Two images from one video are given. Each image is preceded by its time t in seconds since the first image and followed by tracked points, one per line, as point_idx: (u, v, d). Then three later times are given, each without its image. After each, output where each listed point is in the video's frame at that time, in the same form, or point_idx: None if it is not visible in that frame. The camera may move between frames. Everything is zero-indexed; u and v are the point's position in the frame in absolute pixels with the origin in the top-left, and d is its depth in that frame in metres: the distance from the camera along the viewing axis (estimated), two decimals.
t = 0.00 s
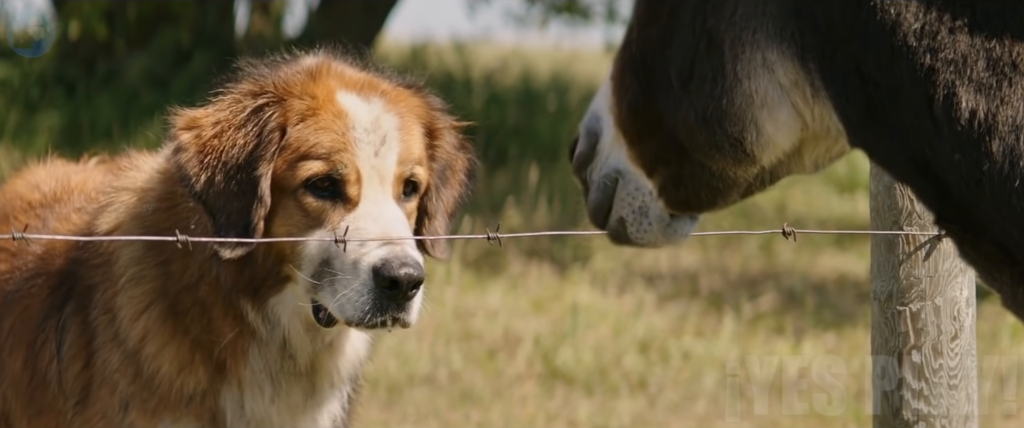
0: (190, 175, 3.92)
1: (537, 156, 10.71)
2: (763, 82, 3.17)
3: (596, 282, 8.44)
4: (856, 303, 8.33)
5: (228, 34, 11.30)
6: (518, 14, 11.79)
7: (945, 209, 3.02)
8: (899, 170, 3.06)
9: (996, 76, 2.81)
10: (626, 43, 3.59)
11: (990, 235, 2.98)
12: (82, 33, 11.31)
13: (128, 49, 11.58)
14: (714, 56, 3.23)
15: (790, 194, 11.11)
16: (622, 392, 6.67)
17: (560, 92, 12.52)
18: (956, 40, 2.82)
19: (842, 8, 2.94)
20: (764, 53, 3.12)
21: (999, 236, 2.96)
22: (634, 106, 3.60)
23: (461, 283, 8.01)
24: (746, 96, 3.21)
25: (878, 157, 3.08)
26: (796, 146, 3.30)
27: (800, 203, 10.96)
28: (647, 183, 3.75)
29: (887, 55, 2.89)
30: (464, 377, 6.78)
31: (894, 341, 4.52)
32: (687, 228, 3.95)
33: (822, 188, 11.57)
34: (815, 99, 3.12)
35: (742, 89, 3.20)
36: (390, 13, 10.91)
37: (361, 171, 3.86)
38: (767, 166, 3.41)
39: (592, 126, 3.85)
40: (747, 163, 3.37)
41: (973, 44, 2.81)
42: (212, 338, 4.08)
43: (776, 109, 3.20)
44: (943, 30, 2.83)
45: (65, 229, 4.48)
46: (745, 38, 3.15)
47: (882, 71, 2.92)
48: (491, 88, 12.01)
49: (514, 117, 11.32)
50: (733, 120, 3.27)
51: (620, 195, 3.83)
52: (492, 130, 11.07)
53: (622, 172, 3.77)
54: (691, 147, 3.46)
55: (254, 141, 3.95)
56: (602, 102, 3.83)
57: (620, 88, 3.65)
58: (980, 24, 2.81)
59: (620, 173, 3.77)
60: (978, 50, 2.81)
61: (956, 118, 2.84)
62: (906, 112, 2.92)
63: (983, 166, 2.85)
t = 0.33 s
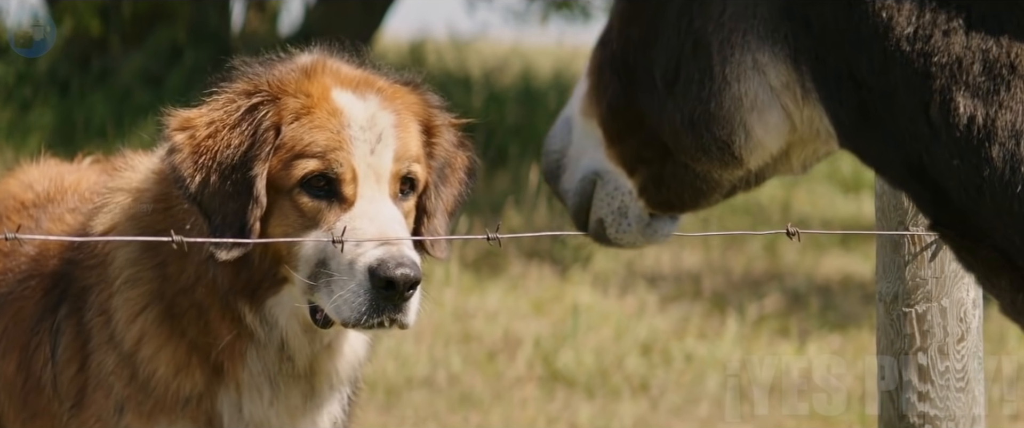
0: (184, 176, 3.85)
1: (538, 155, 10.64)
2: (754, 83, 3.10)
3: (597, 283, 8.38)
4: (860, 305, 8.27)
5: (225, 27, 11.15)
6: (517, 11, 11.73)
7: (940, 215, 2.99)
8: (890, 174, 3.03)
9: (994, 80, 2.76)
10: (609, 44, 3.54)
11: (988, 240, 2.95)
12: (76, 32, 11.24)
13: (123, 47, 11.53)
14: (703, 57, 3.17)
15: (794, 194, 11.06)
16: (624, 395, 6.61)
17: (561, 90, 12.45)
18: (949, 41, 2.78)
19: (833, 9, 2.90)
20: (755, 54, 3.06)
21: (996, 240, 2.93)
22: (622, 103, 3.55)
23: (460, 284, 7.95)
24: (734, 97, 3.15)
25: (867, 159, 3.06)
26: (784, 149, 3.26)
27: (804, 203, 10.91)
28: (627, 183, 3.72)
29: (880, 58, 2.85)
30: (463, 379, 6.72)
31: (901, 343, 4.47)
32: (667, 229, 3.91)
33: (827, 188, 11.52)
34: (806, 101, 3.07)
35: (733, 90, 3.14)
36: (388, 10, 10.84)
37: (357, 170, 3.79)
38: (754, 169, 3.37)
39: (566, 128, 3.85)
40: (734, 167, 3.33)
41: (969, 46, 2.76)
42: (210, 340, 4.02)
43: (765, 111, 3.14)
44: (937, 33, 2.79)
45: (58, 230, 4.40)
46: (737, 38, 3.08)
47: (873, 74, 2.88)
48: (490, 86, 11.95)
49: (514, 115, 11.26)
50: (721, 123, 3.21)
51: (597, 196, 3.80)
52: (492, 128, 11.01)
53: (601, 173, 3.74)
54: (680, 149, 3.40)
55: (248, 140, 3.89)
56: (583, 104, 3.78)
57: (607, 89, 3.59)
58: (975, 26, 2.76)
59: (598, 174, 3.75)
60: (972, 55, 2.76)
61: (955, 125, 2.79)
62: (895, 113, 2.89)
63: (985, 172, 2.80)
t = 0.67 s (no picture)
0: (180, 179, 3.83)
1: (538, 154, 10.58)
2: (736, 96, 2.17)
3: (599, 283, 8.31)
4: (865, 306, 8.20)
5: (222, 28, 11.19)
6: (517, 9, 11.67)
7: (933, 227, 2.21)
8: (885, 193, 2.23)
9: (986, 83, 2.05)
10: (555, 31, 2.46)
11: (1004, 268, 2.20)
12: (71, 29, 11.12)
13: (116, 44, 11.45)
14: (682, 60, 2.21)
15: (798, 195, 11.00)
16: (626, 397, 6.53)
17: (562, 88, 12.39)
18: (942, 45, 2.05)
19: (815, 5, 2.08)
20: (732, 58, 2.15)
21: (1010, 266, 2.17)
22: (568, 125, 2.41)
23: (459, 286, 7.89)
24: (707, 114, 2.20)
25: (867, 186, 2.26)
26: (774, 167, 2.30)
27: (808, 203, 10.85)
28: (576, 227, 2.47)
29: (867, 64, 2.07)
30: (462, 382, 6.65)
31: (907, 344, 4.40)
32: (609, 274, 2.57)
33: (831, 188, 11.46)
34: (796, 114, 2.18)
35: (704, 109, 2.20)
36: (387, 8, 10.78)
37: (352, 169, 3.71)
38: (754, 185, 2.37)
39: (499, 148, 2.47)
40: (719, 190, 2.32)
41: (967, 44, 2.05)
42: (207, 343, 3.95)
43: (749, 129, 2.20)
44: (924, 36, 2.05)
45: (53, 230, 4.34)
46: (711, 34, 2.16)
47: (882, 79, 2.07)
48: (490, 84, 11.89)
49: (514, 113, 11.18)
50: (702, 141, 2.22)
51: (539, 249, 2.46)
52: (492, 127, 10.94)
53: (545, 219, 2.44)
54: (659, 172, 2.33)
55: (242, 141, 3.86)
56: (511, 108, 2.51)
57: (539, 98, 2.46)
58: (964, 25, 2.05)
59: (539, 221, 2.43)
60: (971, 51, 2.05)
61: (968, 147, 2.06)
62: (881, 137, 2.12)
63: (975, 202, 2.10)
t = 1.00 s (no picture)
0: (174, 179, 3.76)
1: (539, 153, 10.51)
2: (678, 146, 1.67)
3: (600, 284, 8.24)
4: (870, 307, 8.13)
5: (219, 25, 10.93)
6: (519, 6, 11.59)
7: (906, 264, 1.79)
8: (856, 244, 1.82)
9: (957, 105, 1.67)
10: (467, 105, 1.79)
11: (998, 307, 1.78)
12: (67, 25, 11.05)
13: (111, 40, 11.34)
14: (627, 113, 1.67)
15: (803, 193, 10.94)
16: (627, 401, 6.46)
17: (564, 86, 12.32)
18: (911, 65, 1.67)
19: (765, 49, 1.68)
20: (678, 97, 1.67)
21: (1014, 309, 1.76)
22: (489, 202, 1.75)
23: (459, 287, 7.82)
24: (629, 178, 1.68)
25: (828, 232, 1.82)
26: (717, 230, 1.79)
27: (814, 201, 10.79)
28: (498, 314, 1.79)
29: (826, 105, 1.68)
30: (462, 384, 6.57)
31: (912, 346, 4.33)
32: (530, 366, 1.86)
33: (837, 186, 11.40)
34: (743, 159, 1.72)
35: (617, 171, 1.68)
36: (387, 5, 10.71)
37: (348, 171, 3.65)
38: (688, 253, 1.79)
39: (400, 246, 1.81)
40: (660, 255, 1.74)
41: (934, 64, 1.67)
42: (202, 347, 3.88)
43: (695, 187, 1.69)
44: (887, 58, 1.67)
45: (48, 230, 4.28)
46: (649, 76, 1.66)
47: (838, 128, 1.68)
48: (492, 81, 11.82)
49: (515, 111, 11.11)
50: (645, 196, 1.68)
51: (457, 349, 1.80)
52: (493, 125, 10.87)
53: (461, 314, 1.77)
54: (592, 249, 1.74)
55: (237, 142, 3.80)
56: (412, 200, 1.84)
57: (447, 169, 1.79)
58: (926, 44, 1.68)
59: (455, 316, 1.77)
60: (943, 71, 1.67)
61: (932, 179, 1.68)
62: (844, 168, 1.71)
63: (955, 229, 1.71)
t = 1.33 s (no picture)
0: (168, 180, 3.67)
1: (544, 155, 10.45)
2: (603, 171, 1.87)
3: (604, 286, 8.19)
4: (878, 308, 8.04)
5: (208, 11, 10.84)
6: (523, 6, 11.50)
7: (850, 286, 2.00)
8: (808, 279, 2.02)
9: (916, 126, 1.90)
10: (367, 142, 1.97)
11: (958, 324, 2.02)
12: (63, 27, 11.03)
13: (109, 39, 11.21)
14: (542, 140, 1.87)
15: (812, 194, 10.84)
16: (629, 403, 6.39)
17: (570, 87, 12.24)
18: (863, 86, 1.90)
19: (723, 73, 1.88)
20: (594, 123, 1.87)
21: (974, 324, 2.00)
22: (389, 247, 1.94)
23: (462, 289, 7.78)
24: (546, 210, 1.88)
25: (772, 268, 2.03)
26: (629, 272, 1.99)
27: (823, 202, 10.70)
28: (396, 361, 2.00)
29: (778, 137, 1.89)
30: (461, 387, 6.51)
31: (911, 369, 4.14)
32: (418, 410, 2.07)
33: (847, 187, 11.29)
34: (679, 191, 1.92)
35: (532, 202, 1.88)
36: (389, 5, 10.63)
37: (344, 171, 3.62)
38: (596, 300, 1.99)
39: (293, 293, 1.97)
40: (570, 295, 1.94)
41: (886, 84, 1.90)
42: (198, 349, 3.83)
43: (623, 216, 1.89)
44: (839, 79, 1.90)
45: (44, 231, 4.24)
46: (568, 104, 1.87)
47: (788, 154, 1.89)
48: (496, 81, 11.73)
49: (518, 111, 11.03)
50: (567, 229, 1.88)
51: (348, 397, 1.99)
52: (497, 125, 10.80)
53: (353, 365, 1.96)
54: (502, 287, 1.94)
55: (232, 142, 3.74)
56: (307, 251, 2.00)
57: (346, 210, 1.97)
58: (878, 63, 1.91)
59: (349, 368, 1.96)
60: (895, 90, 1.90)
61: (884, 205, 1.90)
62: (788, 191, 1.92)
63: (919, 254, 1.93)
